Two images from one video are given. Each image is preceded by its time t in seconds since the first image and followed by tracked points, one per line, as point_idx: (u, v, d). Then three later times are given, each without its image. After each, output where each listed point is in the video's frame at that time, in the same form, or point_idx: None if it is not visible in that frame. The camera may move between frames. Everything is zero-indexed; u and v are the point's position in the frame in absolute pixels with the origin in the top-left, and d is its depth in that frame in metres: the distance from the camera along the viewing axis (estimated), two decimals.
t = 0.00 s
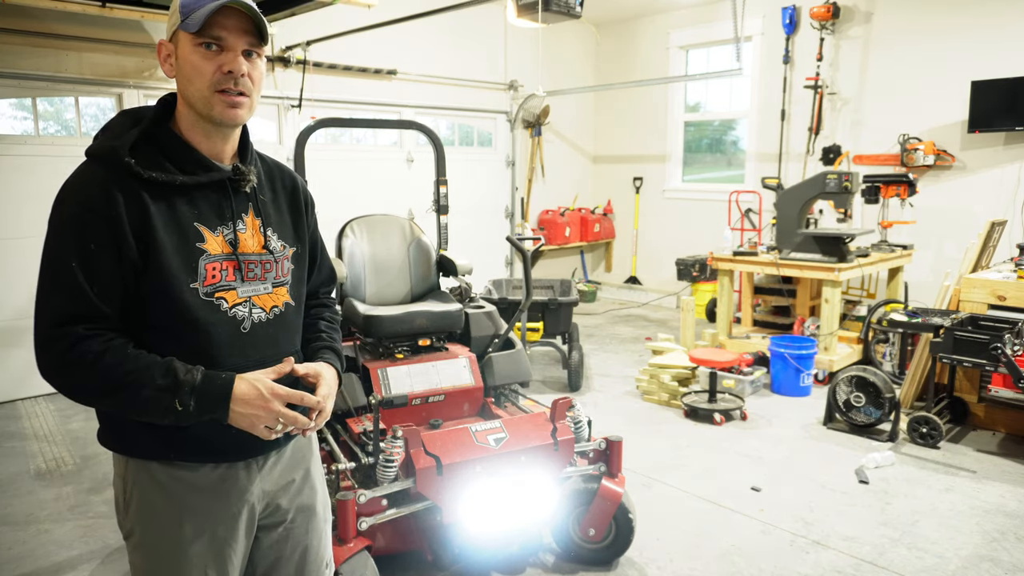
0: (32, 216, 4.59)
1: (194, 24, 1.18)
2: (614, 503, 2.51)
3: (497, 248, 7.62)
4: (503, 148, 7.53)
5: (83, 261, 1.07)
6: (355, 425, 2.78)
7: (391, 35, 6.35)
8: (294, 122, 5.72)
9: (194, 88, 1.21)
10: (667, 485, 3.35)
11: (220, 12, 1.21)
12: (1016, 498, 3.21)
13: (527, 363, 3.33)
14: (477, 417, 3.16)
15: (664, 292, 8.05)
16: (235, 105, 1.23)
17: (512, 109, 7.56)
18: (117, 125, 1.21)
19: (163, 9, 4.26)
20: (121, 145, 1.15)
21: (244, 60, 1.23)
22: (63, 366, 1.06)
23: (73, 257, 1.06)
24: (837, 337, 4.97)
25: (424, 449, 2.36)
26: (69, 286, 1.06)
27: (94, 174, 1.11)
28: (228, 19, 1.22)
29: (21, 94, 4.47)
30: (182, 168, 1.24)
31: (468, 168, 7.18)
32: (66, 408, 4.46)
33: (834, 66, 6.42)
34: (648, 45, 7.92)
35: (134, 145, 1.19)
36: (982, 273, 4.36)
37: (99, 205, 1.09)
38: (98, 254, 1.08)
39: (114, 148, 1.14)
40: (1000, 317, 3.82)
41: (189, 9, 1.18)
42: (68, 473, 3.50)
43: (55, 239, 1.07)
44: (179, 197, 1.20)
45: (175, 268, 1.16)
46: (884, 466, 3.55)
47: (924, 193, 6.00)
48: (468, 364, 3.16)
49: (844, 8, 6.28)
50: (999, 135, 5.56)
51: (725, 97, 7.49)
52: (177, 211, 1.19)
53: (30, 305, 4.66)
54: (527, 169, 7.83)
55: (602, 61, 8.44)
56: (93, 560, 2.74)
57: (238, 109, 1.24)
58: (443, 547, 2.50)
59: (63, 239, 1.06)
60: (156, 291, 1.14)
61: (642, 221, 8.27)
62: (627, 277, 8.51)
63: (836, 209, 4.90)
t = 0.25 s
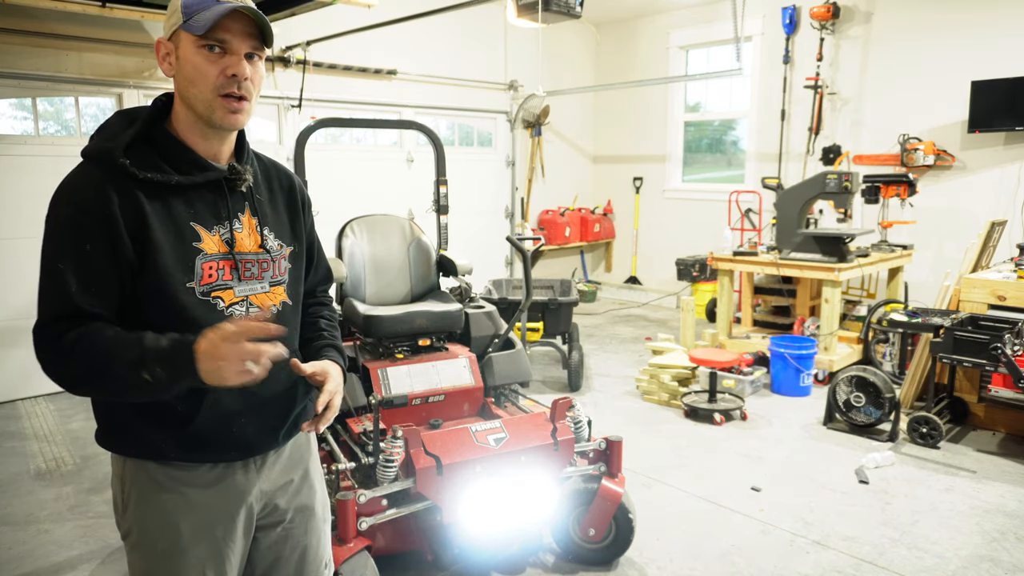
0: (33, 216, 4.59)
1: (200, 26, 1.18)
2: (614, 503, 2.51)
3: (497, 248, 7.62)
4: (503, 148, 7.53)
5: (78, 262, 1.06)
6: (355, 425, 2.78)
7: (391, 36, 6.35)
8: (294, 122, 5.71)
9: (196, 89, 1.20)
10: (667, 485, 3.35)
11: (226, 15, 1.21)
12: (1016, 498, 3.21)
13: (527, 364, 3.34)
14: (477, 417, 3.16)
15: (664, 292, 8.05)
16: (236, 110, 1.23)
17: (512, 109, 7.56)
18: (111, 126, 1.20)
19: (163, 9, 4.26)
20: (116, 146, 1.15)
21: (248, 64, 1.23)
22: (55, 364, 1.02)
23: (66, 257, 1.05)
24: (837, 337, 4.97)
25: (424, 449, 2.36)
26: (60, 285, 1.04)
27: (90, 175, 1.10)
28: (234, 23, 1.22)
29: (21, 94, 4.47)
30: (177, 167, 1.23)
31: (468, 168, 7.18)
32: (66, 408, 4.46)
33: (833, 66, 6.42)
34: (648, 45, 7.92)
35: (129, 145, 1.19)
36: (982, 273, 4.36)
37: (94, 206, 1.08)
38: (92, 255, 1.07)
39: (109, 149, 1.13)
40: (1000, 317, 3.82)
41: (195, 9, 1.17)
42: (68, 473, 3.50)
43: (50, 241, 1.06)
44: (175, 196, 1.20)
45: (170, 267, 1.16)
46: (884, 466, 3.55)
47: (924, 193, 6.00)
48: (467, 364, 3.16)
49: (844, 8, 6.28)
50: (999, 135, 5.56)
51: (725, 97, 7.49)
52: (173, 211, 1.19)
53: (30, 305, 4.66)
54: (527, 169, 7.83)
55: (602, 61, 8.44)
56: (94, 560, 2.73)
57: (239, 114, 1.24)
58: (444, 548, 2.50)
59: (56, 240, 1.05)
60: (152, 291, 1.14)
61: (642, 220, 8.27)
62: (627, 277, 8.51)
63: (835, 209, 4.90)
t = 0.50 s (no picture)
0: (33, 216, 4.59)
1: (205, 27, 1.17)
2: (614, 503, 2.51)
3: (497, 248, 7.62)
4: (503, 147, 7.53)
5: (75, 260, 1.05)
6: (355, 425, 2.78)
7: (391, 35, 6.35)
8: (294, 121, 5.71)
9: (199, 91, 1.19)
10: (667, 485, 3.35)
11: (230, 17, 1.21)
12: (1016, 498, 3.21)
13: (527, 363, 3.34)
14: (477, 417, 3.16)
15: (664, 292, 8.05)
16: (238, 112, 1.24)
17: (512, 109, 7.55)
18: (108, 127, 1.20)
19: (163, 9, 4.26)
20: (114, 146, 1.15)
21: (251, 67, 1.23)
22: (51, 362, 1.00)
23: (61, 255, 1.04)
24: (837, 337, 4.97)
25: (424, 449, 2.36)
26: (55, 282, 1.02)
27: (87, 176, 1.10)
28: (237, 24, 1.22)
29: (21, 94, 4.47)
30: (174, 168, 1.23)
31: (468, 169, 7.18)
32: (66, 408, 4.46)
33: (834, 66, 6.42)
34: (648, 44, 7.92)
35: (126, 146, 1.19)
36: (982, 273, 4.36)
37: (91, 206, 1.08)
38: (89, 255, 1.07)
39: (106, 149, 1.13)
40: (1000, 318, 3.81)
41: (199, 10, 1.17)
42: (68, 473, 3.50)
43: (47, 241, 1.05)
44: (173, 195, 1.20)
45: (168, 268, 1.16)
46: (884, 466, 3.55)
47: (924, 193, 6.00)
48: (468, 364, 3.16)
49: (844, 8, 6.28)
50: (999, 135, 5.56)
51: (725, 97, 7.49)
52: (171, 211, 1.19)
53: (29, 305, 4.66)
54: (527, 169, 7.82)
55: (602, 61, 8.43)
56: (94, 560, 2.74)
57: (241, 116, 1.24)
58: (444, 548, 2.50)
59: (54, 239, 1.05)
60: (151, 290, 1.14)
61: (642, 220, 8.27)
62: (627, 277, 8.51)
63: (836, 209, 4.90)
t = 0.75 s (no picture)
0: (33, 216, 4.59)
1: (201, 28, 1.17)
2: (614, 503, 2.51)
3: (497, 248, 7.62)
4: (503, 148, 7.53)
5: (78, 260, 1.05)
6: (355, 426, 2.78)
7: (390, 35, 6.35)
8: (294, 121, 5.71)
9: (198, 92, 1.19)
10: (667, 485, 3.35)
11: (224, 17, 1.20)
12: (1016, 498, 3.21)
13: (527, 364, 3.34)
14: (477, 417, 3.16)
15: (664, 292, 8.05)
16: (239, 111, 1.23)
17: (512, 109, 7.55)
18: (109, 129, 1.20)
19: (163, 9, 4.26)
20: (115, 147, 1.15)
21: (250, 65, 1.22)
22: (56, 360, 1.01)
23: (63, 254, 1.04)
24: (836, 337, 4.97)
25: (424, 449, 2.36)
26: (58, 281, 1.02)
27: (89, 177, 1.11)
28: (233, 24, 1.21)
29: (21, 94, 4.47)
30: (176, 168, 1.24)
31: (468, 169, 7.18)
32: (66, 407, 4.46)
33: (834, 66, 6.42)
34: (648, 45, 7.92)
35: (127, 147, 1.19)
36: (982, 273, 4.36)
37: (95, 206, 1.09)
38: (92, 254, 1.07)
39: (107, 149, 1.14)
40: (1000, 317, 3.81)
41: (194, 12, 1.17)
42: (68, 473, 3.50)
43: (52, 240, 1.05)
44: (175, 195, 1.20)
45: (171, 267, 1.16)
46: (884, 466, 3.55)
47: (924, 193, 6.00)
48: (468, 364, 3.16)
49: (844, 9, 6.28)
50: (998, 135, 5.56)
51: (725, 97, 7.49)
52: (173, 211, 1.19)
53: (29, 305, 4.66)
54: (527, 169, 7.82)
55: (602, 61, 8.43)
56: (94, 560, 2.74)
57: (243, 115, 1.24)
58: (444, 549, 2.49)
59: (56, 239, 1.05)
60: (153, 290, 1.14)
61: (642, 220, 8.27)
62: (627, 277, 8.51)
63: (836, 209, 4.90)
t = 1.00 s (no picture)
0: (33, 216, 4.59)
1: (199, 28, 1.17)
2: (614, 503, 2.51)
3: (497, 248, 7.61)
4: (503, 148, 7.53)
5: (84, 260, 1.06)
6: (355, 426, 2.78)
7: (390, 36, 6.35)
8: (294, 122, 5.71)
9: (199, 92, 1.19)
10: (668, 485, 3.35)
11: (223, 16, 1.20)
12: (1015, 498, 3.21)
13: (527, 364, 3.34)
14: (477, 417, 3.16)
15: (664, 292, 8.05)
16: (240, 110, 1.23)
17: (512, 109, 7.55)
18: (113, 129, 1.20)
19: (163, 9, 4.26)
20: (120, 147, 1.15)
21: (249, 63, 1.22)
22: (64, 362, 1.01)
23: (70, 254, 1.04)
24: (837, 337, 4.97)
25: (424, 449, 2.36)
26: (65, 281, 1.02)
27: (95, 177, 1.11)
28: (232, 23, 1.21)
29: (21, 94, 4.47)
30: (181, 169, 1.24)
31: (468, 169, 7.18)
32: (66, 407, 4.47)
33: (834, 66, 6.42)
34: (649, 45, 7.92)
35: (132, 147, 1.19)
36: (983, 273, 4.36)
37: (101, 207, 1.09)
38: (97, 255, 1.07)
39: (112, 149, 1.14)
40: (1000, 317, 3.81)
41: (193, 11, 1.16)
42: (68, 473, 3.50)
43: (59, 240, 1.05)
44: (181, 195, 1.20)
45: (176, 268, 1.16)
46: (884, 466, 3.55)
47: (924, 193, 6.00)
48: (468, 364, 3.15)
49: (844, 8, 6.28)
50: (998, 135, 5.56)
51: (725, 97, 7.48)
52: (178, 212, 1.19)
53: (29, 305, 4.66)
54: (527, 169, 7.82)
55: (602, 61, 8.43)
56: (94, 560, 2.74)
57: (244, 113, 1.24)
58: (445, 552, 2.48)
59: (62, 239, 1.05)
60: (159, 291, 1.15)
61: (642, 220, 8.27)
62: (627, 277, 8.51)
63: (836, 209, 4.89)
